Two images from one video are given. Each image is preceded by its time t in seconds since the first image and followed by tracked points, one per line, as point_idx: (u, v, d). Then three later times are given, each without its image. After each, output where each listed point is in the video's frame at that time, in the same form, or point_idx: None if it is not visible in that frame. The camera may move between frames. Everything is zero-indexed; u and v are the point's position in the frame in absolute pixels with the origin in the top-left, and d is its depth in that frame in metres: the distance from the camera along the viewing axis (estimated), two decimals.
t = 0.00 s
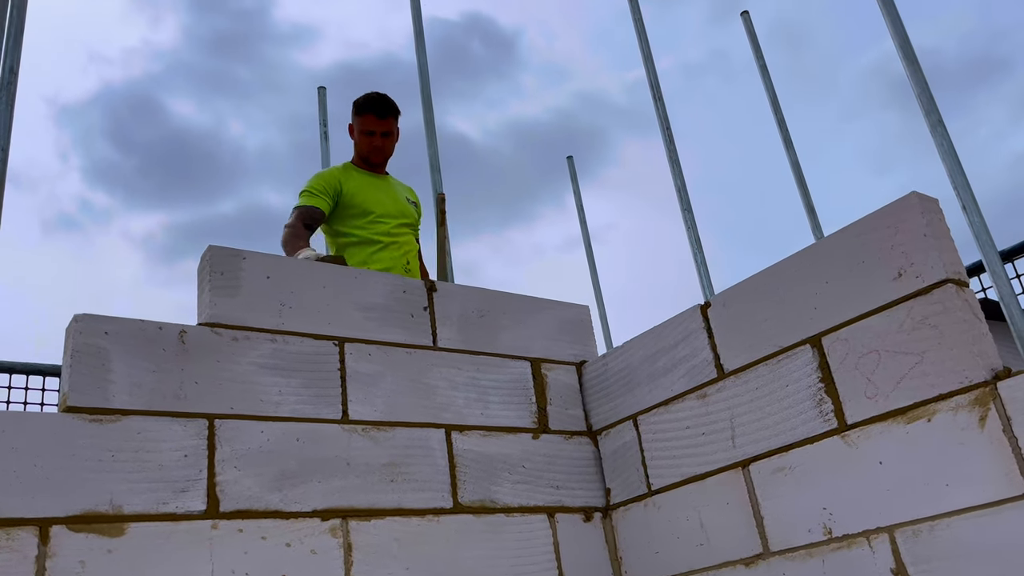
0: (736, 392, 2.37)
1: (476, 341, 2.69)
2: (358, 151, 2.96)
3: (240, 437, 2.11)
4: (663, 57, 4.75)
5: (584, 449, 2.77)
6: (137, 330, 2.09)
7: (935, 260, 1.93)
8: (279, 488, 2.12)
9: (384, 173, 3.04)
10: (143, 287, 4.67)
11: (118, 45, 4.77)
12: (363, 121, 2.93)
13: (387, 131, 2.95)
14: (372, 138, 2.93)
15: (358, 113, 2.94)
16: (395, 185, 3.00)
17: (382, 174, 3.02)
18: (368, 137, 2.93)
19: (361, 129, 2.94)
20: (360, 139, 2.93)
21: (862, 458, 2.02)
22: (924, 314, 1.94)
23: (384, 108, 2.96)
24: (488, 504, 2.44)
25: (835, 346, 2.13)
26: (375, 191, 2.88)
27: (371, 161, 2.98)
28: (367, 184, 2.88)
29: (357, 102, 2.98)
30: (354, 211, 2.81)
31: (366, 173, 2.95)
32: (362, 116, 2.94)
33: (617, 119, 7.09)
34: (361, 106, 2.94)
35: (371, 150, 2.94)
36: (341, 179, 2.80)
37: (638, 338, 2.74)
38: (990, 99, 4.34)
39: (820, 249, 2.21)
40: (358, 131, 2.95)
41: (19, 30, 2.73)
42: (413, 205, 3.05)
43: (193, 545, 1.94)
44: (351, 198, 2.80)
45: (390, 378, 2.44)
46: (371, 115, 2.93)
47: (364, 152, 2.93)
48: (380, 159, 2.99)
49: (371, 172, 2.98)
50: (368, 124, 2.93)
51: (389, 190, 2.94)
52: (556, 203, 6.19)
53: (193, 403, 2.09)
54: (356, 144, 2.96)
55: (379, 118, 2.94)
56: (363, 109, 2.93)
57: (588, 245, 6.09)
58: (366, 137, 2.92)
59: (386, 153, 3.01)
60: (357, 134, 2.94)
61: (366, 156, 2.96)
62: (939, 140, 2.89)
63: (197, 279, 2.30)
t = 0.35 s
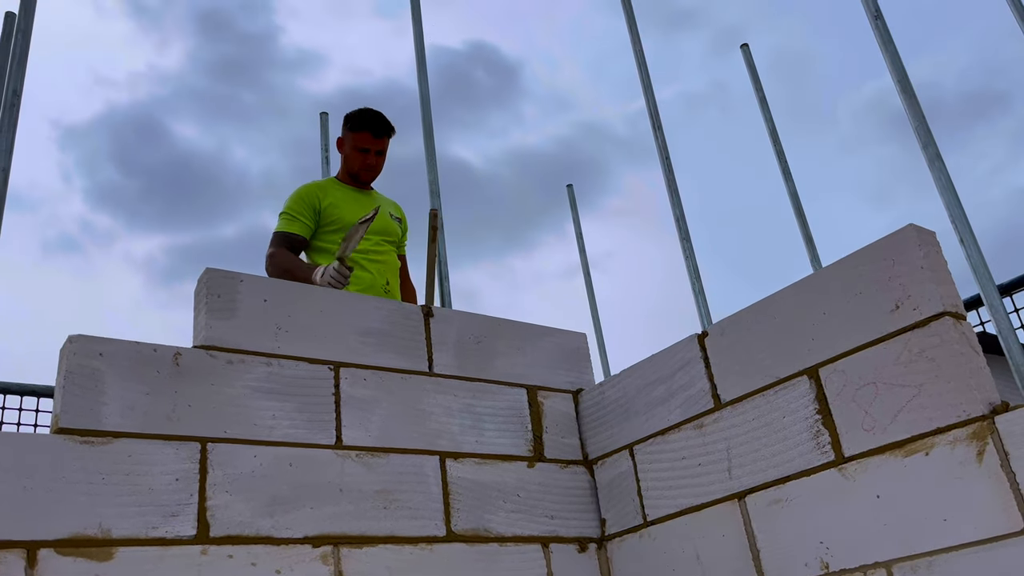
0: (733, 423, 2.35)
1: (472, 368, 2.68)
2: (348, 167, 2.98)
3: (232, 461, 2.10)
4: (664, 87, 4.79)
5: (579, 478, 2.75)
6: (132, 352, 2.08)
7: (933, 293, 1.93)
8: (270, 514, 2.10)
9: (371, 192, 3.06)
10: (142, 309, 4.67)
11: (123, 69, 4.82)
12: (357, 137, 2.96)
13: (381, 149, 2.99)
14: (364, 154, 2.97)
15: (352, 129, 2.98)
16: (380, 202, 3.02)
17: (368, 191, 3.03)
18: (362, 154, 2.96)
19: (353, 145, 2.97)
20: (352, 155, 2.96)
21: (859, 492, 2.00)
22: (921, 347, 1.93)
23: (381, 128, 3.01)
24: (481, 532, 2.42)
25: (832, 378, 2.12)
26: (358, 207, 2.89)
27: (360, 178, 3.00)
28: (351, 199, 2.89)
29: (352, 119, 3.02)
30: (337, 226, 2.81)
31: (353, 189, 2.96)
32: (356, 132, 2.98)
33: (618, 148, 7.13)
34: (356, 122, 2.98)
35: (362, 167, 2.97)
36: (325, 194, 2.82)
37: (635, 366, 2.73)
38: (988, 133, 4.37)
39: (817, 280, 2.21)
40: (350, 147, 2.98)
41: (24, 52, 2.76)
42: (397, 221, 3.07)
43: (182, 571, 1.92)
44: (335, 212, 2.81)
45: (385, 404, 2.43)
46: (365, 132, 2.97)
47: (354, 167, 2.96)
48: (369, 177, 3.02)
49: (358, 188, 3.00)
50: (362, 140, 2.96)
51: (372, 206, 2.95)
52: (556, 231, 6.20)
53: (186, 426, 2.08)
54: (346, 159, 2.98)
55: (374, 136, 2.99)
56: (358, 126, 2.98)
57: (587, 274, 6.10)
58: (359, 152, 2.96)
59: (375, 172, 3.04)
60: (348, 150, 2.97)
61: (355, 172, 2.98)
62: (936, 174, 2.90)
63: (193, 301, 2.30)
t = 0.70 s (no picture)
0: (739, 448, 2.34)
1: (476, 389, 2.67)
2: (359, 189, 2.99)
3: (234, 482, 2.09)
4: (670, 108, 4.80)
5: (583, 502, 2.73)
6: (136, 372, 2.08)
7: (939, 320, 1.92)
8: (272, 536, 2.09)
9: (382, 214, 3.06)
10: (148, 325, 4.69)
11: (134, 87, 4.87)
12: (368, 159, 2.98)
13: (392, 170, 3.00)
14: (376, 176, 2.98)
15: (362, 152, 3.00)
16: (389, 226, 3.02)
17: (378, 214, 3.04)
18: (373, 175, 2.97)
19: (364, 167, 2.98)
20: (364, 176, 2.97)
21: (865, 520, 1.98)
22: (928, 374, 1.92)
23: (391, 149, 3.02)
24: (483, 556, 2.40)
25: (838, 404, 2.10)
26: (370, 230, 2.89)
27: (372, 200, 3.01)
28: (364, 221, 2.90)
29: (361, 141, 3.03)
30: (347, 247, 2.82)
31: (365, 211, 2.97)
32: (367, 154, 2.99)
33: (625, 168, 7.14)
34: (366, 144, 3.00)
35: (374, 188, 2.98)
36: (338, 215, 2.83)
37: (640, 389, 2.72)
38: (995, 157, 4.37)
39: (823, 306, 2.20)
40: (361, 169, 2.99)
41: (36, 71, 2.79)
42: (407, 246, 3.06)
43: None
44: (347, 233, 2.82)
45: (389, 426, 2.42)
46: (376, 153, 2.99)
47: (366, 189, 2.97)
48: (382, 198, 3.02)
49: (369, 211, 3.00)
50: (374, 162, 2.98)
51: (385, 230, 2.96)
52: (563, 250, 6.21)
53: (188, 447, 2.08)
54: (357, 181, 2.99)
55: (384, 157, 3.00)
56: (369, 147, 2.99)
57: (593, 294, 6.10)
58: (371, 174, 2.97)
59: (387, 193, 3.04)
60: (359, 172, 2.98)
61: (366, 194, 2.99)
62: (943, 198, 2.89)
63: (198, 320, 2.30)
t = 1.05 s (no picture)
0: (746, 455, 2.32)
1: (483, 395, 2.67)
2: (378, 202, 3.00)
3: (239, 485, 2.09)
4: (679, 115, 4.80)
5: (589, 509, 2.71)
6: (143, 374, 2.09)
7: (949, 327, 1.90)
8: (276, 540, 2.08)
9: (406, 226, 3.07)
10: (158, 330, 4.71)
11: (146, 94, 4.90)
12: (383, 172, 3.01)
13: (407, 179, 3.01)
14: (390, 186, 2.98)
15: (378, 166, 3.03)
16: (415, 241, 3.02)
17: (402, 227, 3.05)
18: (389, 185, 2.98)
19: (381, 180, 3.00)
20: (380, 188, 2.98)
21: (874, 528, 1.96)
22: (938, 382, 1.90)
23: (402, 158, 3.04)
24: (489, 562, 2.39)
25: (847, 411, 2.08)
26: (393, 246, 2.92)
27: (391, 211, 3.02)
28: (386, 235, 2.93)
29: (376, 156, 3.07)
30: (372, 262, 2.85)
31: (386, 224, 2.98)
32: (382, 167, 3.03)
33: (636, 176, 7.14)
34: (380, 157, 3.03)
35: (390, 198, 2.98)
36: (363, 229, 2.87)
37: (647, 396, 2.70)
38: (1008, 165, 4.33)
39: (832, 312, 2.18)
40: (378, 182, 3.01)
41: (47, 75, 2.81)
42: (433, 262, 3.07)
43: None
44: (371, 248, 2.86)
45: (395, 430, 2.42)
46: (390, 165, 3.01)
47: (383, 201, 2.98)
48: (402, 208, 3.02)
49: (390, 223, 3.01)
50: (388, 173, 3.00)
51: (408, 245, 2.98)
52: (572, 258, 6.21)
53: (194, 449, 2.08)
54: (377, 195, 3.01)
55: (395, 166, 3.02)
56: (382, 159, 3.02)
57: (601, 301, 6.09)
58: (386, 184, 2.98)
59: (406, 203, 3.04)
60: (377, 185, 3.00)
61: (386, 206, 3.00)
62: (954, 206, 2.89)
63: (205, 323, 2.31)
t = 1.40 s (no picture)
0: (752, 460, 2.31)
1: (488, 397, 2.67)
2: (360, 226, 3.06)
3: (245, 485, 2.09)
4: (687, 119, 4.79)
5: (595, 512, 2.71)
6: (150, 374, 2.10)
7: (957, 332, 1.89)
8: (282, 541, 2.09)
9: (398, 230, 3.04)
10: (166, 331, 4.73)
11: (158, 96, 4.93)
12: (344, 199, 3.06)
13: (360, 195, 2.98)
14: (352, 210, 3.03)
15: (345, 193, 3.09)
16: (405, 244, 2.99)
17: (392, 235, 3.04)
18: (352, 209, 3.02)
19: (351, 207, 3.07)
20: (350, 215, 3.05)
21: (880, 535, 1.95)
22: (945, 388, 1.89)
23: (351, 177, 3.03)
24: (494, 565, 2.39)
25: (853, 416, 2.08)
26: (375, 256, 2.95)
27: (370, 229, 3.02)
28: (369, 250, 2.98)
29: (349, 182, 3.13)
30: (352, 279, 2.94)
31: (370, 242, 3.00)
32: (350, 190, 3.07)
33: (644, 180, 7.14)
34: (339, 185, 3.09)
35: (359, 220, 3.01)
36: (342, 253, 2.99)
37: (653, 400, 2.70)
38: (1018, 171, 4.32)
39: (839, 318, 2.18)
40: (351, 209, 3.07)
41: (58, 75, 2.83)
42: (429, 259, 2.99)
43: None
44: (350, 268, 2.96)
45: (401, 432, 2.42)
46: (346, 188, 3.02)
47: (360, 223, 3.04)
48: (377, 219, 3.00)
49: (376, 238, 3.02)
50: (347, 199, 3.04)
51: (393, 251, 2.97)
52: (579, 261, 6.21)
53: (200, 450, 2.08)
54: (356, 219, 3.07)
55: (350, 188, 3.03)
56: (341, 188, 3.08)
57: (608, 305, 6.09)
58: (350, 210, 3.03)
59: (379, 213, 3.01)
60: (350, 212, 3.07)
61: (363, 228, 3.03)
62: (962, 212, 2.90)
63: (213, 325, 2.32)
